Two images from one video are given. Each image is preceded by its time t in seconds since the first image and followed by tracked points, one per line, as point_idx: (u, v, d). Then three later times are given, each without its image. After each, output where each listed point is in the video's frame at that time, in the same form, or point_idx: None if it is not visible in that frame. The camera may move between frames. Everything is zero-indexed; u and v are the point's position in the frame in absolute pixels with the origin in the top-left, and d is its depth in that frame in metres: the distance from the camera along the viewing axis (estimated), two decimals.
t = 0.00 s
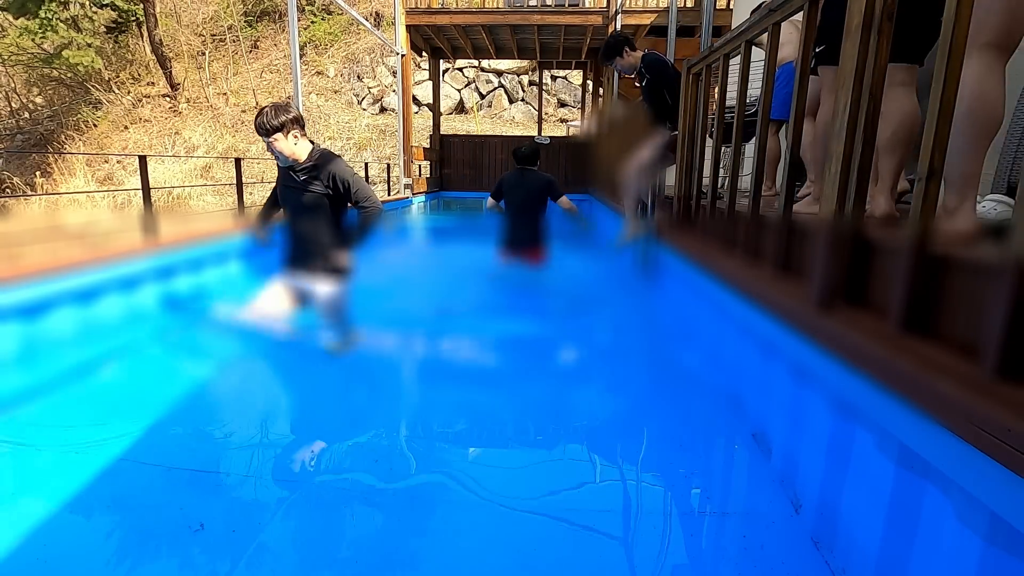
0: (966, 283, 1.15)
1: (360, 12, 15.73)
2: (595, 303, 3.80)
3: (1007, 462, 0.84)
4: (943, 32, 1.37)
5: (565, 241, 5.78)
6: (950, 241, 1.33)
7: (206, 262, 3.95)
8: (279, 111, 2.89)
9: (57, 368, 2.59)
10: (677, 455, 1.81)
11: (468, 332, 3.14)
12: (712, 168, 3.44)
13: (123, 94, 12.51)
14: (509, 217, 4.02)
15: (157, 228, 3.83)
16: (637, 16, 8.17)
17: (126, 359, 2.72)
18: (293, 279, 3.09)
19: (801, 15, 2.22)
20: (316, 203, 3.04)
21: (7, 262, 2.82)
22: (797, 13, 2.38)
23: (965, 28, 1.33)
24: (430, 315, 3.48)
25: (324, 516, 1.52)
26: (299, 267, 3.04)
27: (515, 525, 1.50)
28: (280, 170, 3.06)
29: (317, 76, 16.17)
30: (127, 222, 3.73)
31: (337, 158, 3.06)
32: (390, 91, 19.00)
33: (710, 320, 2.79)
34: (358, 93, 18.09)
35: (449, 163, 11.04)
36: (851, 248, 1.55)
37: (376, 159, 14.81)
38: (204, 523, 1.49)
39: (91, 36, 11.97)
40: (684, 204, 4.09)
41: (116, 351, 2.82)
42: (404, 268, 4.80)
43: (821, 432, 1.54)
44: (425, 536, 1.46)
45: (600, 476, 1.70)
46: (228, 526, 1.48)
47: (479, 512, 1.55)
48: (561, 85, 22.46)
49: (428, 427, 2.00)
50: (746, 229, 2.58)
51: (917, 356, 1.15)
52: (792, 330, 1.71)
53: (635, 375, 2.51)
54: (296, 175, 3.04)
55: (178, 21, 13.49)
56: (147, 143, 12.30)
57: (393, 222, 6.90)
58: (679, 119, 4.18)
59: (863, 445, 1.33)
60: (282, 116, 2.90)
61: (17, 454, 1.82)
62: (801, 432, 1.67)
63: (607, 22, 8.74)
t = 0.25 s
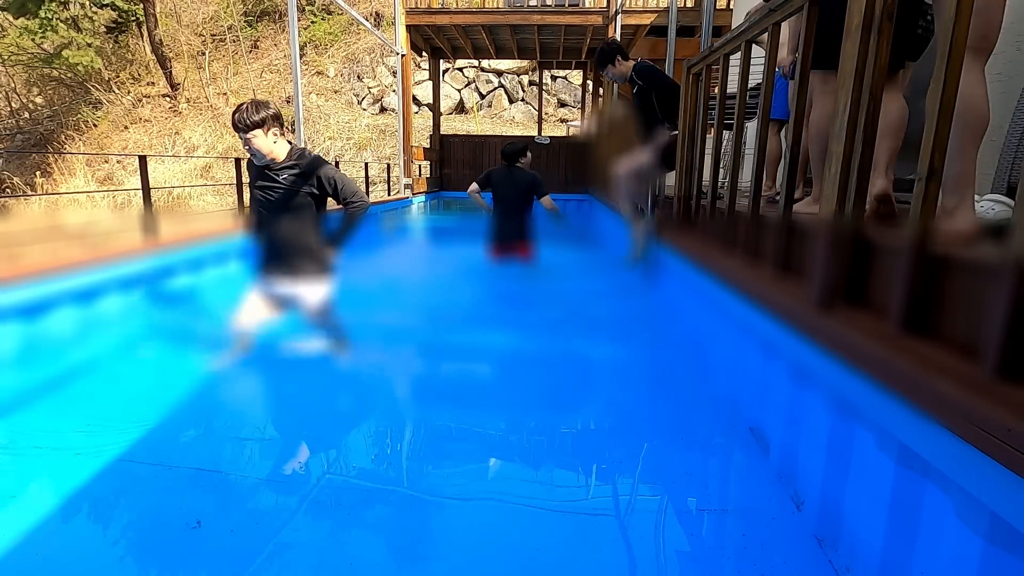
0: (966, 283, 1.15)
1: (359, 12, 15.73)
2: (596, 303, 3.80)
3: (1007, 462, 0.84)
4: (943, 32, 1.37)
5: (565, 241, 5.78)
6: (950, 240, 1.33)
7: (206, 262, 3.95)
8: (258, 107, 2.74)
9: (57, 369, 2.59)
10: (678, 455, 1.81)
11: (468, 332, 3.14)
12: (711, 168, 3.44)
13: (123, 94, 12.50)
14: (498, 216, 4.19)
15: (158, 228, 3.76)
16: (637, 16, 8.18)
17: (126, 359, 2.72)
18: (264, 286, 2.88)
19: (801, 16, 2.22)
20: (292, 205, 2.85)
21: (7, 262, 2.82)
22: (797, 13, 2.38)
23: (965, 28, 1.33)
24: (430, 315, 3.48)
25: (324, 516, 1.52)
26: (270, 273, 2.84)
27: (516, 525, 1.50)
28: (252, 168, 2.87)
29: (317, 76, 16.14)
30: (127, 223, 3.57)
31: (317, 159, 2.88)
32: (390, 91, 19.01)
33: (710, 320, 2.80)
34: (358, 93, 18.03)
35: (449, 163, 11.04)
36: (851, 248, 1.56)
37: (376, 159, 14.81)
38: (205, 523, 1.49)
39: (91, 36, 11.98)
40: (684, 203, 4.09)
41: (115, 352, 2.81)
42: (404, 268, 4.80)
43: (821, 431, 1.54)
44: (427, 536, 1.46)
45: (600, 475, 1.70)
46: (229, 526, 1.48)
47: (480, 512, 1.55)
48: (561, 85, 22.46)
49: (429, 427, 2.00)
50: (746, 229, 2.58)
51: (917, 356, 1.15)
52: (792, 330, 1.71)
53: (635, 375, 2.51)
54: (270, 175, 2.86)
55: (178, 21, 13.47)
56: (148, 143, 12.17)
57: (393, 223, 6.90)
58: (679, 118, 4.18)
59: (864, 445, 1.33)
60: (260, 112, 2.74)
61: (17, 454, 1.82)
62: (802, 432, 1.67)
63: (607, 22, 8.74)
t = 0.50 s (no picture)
0: (966, 283, 1.15)
1: (360, 12, 15.73)
2: (597, 303, 3.80)
3: (1008, 463, 0.84)
4: (943, 33, 1.37)
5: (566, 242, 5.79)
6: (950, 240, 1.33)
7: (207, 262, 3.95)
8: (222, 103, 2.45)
9: (53, 369, 2.58)
10: (679, 455, 1.81)
11: (469, 332, 3.14)
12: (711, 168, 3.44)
13: (123, 94, 12.47)
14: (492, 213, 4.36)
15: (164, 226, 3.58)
16: (637, 16, 8.18)
17: (127, 359, 2.73)
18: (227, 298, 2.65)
19: (801, 16, 2.22)
20: (243, 208, 2.59)
21: (7, 259, 2.77)
22: (797, 13, 2.38)
23: (966, 28, 1.33)
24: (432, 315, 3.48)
25: (324, 517, 1.52)
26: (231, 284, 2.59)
27: (517, 526, 1.50)
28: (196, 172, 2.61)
29: (317, 76, 15.99)
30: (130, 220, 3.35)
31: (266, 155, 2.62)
32: (390, 91, 19.01)
33: (710, 320, 2.80)
34: (358, 93, 18.44)
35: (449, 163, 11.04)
36: (851, 248, 1.56)
37: (376, 159, 14.82)
38: (205, 523, 1.49)
39: (91, 36, 11.96)
40: (684, 204, 4.09)
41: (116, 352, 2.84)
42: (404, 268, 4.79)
43: (821, 430, 1.55)
44: (427, 536, 1.46)
45: (600, 476, 1.70)
46: (229, 526, 1.48)
47: (480, 512, 1.55)
48: (561, 85, 22.47)
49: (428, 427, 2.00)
50: (746, 229, 2.58)
51: (917, 356, 1.15)
52: (792, 330, 1.71)
53: (636, 375, 2.52)
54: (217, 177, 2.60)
55: (178, 21, 13.43)
56: (148, 144, 12.08)
57: (394, 223, 6.90)
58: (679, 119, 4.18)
59: (864, 445, 1.33)
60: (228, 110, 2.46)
61: (17, 455, 1.83)
62: (802, 431, 1.67)
63: (607, 22, 8.74)
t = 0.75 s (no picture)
0: (966, 282, 1.15)
1: (360, 12, 15.72)
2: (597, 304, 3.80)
3: (1008, 463, 0.84)
4: (943, 33, 1.37)
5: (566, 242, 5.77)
6: (950, 241, 1.33)
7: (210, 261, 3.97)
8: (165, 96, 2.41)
9: (53, 368, 2.59)
10: (677, 455, 1.81)
11: (469, 332, 3.14)
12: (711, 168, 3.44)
13: (123, 95, 12.34)
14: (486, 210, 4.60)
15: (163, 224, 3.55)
16: (637, 16, 8.18)
17: (126, 359, 2.72)
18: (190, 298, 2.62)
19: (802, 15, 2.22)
20: (213, 207, 2.60)
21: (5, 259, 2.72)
22: (797, 13, 2.37)
23: (966, 27, 1.33)
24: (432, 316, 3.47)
25: (323, 517, 1.52)
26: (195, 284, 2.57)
27: (516, 526, 1.49)
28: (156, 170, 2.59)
29: (317, 76, 15.92)
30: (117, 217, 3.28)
31: (234, 155, 2.63)
32: (390, 91, 19.02)
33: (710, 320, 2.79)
34: (358, 93, 18.38)
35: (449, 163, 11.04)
36: (850, 248, 1.55)
37: (376, 159, 14.82)
38: (204, 522, 1.49)
39: (92, 36, 11.90)
40: (684, 204, 4.09)
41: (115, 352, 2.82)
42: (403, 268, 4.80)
43: (820, 431, 1.54)
44: (425, 536, 1.46)
45: (600, 475, 1.70)
46: (228, 526, 1.48)
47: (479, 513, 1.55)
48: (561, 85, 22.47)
49: (428, 427, 2.00)
50: (746, 229, 2.58)
51: (917, 356, 1.15)
52: (792, 330, 1.71)
53: (636, 375, 2.52)
54: (181, 177, 2.60)
55: (178, 21, 13.40)
56: (147, 143, 12.24)
57: (394, 223, 6.89)
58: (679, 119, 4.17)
59: (863, 445, 1.33)
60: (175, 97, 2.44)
61: (17, 454, 1.82)
62: (801, 432, 1.67)
63: (607, 22, 8.74)
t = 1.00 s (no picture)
0: (966, 282, 1.16)
1: (360, 12, 15.71)
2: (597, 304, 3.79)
3: (1009, 463, 0.84)
4: (942, 32, 1.37)
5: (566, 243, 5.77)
6: (950, 240, 1.33)
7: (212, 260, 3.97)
8: (157, 95, 2.34)
9: (54, 368, 2.58)
10: (677, 455, 1.81)
11: (470, 333, 3.12)
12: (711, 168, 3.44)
13: (123, 94, 12.35)
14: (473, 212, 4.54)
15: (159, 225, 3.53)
16: (637, 16, 8.18)
17: (126, 358, 2.72)
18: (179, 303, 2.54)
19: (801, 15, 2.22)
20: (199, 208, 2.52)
21: (6, 260, 2.74)
22: (797, 13, 2.38)
23: (966, 27, 1.33)
24: (431, 316, 3.46)
25: (324, 518, 1.51)
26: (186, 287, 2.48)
27: (519, 526, 1.49)
28: (123, 169, 2.42)
29: (317, 76, 15.95)
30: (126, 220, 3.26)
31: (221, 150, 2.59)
32: (390, 91, 19.05)
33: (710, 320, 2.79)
34: (358, 93, 18.37)
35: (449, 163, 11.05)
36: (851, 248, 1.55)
37: (376, 159, 14.82)
38: (205, 521, 1.49)
39: (92, 36, 11.92)
40: (684, 204, 4.09)
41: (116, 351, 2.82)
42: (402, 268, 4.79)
43: (820, 430, 1.54)
44: (425, 536, 1.46)
45: (600, 475, 1.70)
46: (229, 526, 1.48)
47: (481, 513, 1.55)
48: (561, 85, 22.47)
49: (428, 427, 2.00)
50: (746, 229, 2.58)
51: (916, 356, 1.15)
52: (792, 329, 1.71)
53: (636, 376, 2.51)
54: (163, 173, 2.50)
55: (178, 21, 13.37)
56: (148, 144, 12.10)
57: (394, 223, 6.88)
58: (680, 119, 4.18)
59: (863, 445, 1.33)
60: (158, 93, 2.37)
61: (16, 455, 1.83)
62: (801, 432, 1.67)
63: (607, 22, 8.74)
